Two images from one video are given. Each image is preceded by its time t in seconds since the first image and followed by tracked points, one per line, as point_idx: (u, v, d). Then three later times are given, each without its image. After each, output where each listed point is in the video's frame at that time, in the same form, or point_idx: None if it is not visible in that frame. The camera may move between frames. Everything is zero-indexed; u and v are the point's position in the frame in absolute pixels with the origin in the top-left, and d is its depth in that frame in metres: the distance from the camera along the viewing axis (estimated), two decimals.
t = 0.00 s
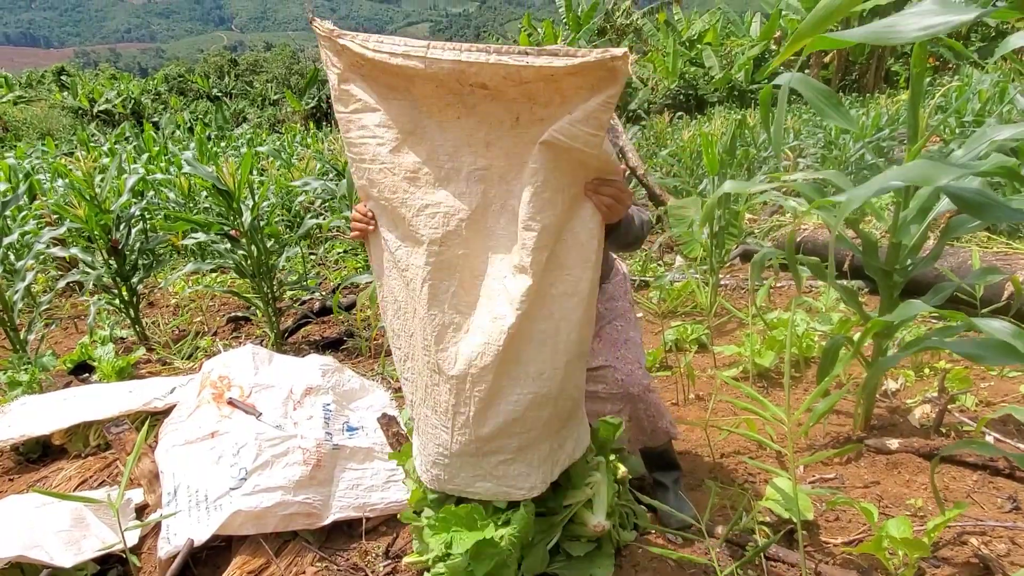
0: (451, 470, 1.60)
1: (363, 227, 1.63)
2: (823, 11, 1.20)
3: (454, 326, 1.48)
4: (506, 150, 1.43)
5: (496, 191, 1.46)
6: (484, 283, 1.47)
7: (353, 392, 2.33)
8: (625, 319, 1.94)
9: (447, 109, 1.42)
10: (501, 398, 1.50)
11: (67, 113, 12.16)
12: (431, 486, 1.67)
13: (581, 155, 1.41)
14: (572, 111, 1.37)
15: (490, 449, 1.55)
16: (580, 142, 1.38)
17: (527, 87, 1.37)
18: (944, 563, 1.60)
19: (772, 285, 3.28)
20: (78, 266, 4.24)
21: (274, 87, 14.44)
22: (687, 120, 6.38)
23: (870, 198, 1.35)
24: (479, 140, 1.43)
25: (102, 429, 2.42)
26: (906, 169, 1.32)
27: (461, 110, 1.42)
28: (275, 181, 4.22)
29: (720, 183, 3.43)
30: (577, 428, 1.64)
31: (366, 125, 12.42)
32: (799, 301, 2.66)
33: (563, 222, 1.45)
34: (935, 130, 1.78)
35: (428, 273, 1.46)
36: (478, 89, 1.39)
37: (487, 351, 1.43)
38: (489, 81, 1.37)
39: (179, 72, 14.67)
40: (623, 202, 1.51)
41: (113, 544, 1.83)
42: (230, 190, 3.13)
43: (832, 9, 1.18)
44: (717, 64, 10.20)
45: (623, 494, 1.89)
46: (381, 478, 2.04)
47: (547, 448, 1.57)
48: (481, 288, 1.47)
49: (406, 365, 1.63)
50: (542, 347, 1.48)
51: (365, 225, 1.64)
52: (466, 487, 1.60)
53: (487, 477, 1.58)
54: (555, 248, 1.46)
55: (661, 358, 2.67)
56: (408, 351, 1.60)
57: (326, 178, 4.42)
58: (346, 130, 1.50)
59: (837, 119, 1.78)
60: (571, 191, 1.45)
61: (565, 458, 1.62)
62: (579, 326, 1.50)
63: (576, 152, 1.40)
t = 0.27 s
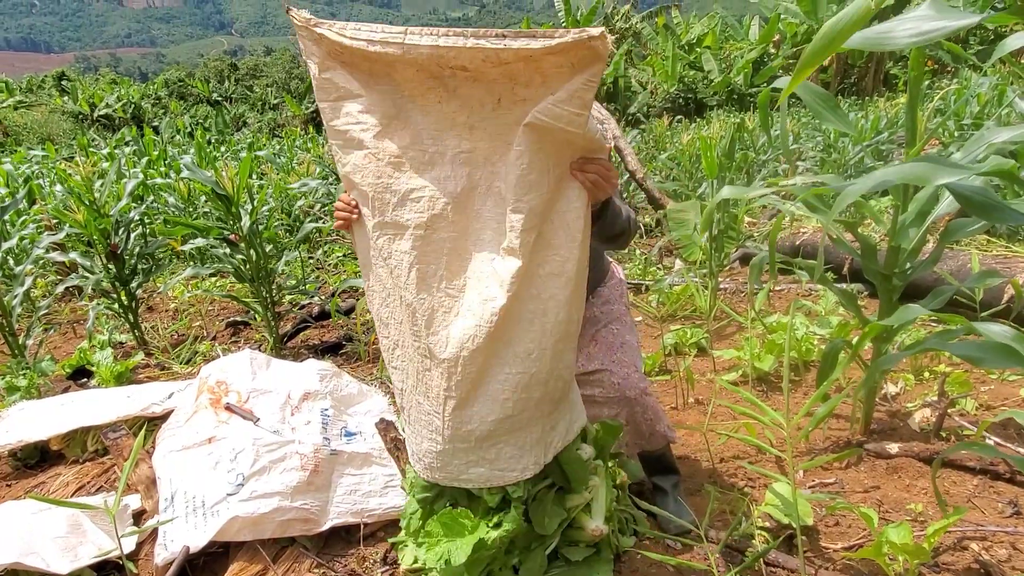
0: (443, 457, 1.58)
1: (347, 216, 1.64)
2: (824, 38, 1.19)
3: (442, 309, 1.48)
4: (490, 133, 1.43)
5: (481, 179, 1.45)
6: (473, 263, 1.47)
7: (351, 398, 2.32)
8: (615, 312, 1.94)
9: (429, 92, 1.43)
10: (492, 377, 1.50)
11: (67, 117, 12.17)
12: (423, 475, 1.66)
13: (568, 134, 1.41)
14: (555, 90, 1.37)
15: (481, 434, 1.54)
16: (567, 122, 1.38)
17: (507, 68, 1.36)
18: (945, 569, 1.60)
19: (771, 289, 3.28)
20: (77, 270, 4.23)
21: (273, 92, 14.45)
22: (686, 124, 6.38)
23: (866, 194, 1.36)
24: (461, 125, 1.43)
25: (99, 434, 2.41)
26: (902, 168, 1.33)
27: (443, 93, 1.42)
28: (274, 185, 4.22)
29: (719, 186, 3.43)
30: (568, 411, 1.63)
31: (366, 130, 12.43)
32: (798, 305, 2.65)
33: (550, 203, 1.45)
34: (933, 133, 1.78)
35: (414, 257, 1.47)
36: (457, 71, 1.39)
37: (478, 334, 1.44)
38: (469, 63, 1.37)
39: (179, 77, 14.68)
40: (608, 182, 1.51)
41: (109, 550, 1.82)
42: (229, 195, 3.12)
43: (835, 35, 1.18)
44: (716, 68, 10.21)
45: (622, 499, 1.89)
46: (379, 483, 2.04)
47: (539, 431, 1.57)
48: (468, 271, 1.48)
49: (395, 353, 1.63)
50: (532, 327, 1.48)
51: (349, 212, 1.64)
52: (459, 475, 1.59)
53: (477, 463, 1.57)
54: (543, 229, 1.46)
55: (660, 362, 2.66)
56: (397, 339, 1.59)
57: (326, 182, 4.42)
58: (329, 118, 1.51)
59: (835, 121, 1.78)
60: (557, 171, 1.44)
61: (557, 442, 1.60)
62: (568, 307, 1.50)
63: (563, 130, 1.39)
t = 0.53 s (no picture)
0: (436, 435, 1.62)
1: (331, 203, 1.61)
2: (819, 22, 1.20)
3: (431, 290, 1.52)
4: (476, 116, 1.46)
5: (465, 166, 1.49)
6: (461, 245, 1.50)
7: (351, 402, 2.31)
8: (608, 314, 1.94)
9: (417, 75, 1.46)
10: (479, 358, 1.53)
11: (67, 121, 12.17)
12: (415, 456, 1.69)
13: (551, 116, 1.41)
14: (539, 68, 1.38)
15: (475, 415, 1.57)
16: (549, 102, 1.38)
17: (492, 46, 1.39)
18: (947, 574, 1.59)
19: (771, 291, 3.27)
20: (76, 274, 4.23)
21: (273, 95, 14.47)
22: (686, 127, 6.39)
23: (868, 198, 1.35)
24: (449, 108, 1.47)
25: (98, 439, 2.41)
26: (903, 172, 1.32)
27: (433, 81, 1.47)
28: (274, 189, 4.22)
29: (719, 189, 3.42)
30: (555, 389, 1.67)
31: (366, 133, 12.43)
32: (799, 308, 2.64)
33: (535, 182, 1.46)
34: (933, 137, 1.77)
35: (403, 239, 1.52)
36: (444, 51, 1.42)
37: (466, 315, 1.46)
38: (454, 42, 1.40)
39: (179, 80, 14.70)
40: (596, 162, 1.50)
41: (107, 556, 1.81)
42: (229, 199, 3.12)
43: (831, 17, 1.18)
44: (715, 70, 10.22)
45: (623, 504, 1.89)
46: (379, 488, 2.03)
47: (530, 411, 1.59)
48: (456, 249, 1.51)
49: (384, 337, 1.64)
50: (518, 309, 1.50)
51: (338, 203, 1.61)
52: (451, 455, 1.62)
53: (470, 444, 1.60)
54: (528, 212, 1.46)
55: (660, 366, 2.66)
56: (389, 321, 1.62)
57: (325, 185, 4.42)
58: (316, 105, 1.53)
59: (835, 123, 1.77)
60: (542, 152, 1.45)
61: (546, 420, 1.66)
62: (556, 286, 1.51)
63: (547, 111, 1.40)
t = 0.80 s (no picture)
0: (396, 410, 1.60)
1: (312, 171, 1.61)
2: (820, 29, 1.20)
3: (396, 268, 1.48)
4: (453, 96, 1.43)
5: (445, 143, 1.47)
6: (428, 225, 1.46)
7: (351, 402, 2.30)
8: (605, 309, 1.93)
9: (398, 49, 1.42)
10: (439, 339, 1.50)
11: (67, 123, 12.17)
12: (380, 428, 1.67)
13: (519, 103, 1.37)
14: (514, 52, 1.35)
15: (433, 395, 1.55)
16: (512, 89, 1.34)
17: (471, 27, 1.36)
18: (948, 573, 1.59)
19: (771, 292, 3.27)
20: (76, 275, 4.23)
21: (273, 97, 14.48)
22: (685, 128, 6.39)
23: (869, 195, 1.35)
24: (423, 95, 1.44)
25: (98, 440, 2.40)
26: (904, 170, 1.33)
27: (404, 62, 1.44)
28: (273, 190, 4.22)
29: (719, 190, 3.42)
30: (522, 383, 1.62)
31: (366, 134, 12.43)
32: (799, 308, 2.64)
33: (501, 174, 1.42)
34: (933, 137, 1.77)
35: (370, 215, 1.48)
36: (425, 29, 1.38)
37: (426, 295, 1.43)
38: (433, 20, 1.36)
39: (178, 82, 14.71)
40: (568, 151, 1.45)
41: (107, 558, 1.81)
42: (229, 200, 3.11)
43: (832, 25, 1.18)
44: (714, 71, 10.23)
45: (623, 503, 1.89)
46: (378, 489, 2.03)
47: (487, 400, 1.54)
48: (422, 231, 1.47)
49: (359, 304, 1.64)
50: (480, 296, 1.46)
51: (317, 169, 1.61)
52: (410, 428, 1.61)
53: (426, 417, 1.59)
54: (497, 195, 1.42)
55: (660, 366, 2.66)
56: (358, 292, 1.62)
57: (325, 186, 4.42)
58: (297, 73, 1.49)
59: (835, 124, 1.77)
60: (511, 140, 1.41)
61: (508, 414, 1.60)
62: (518, 278, 1.46)
63: (512, 100, 1.35)
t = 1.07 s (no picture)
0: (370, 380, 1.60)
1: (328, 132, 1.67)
2: (818, 16, 1.20)
3: (396, 247, 1.49)
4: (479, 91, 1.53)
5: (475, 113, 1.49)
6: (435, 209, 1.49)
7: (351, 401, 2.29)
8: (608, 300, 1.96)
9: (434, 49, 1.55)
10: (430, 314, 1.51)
11: (66, 124, 12.15)
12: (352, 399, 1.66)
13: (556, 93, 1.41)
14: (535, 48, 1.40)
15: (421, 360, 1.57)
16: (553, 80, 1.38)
17: (504, 23, 1.52)
18: (948, 571, 1.59)
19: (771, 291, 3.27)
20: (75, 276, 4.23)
21: (272, 98, 14.48)
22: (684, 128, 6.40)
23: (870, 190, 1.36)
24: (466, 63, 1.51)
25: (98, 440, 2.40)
26: (905, 166, 1.33)
27: (444, 55, 1.55)
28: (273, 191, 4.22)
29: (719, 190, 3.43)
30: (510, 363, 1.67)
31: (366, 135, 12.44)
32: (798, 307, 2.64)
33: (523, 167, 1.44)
34: (932, 136, 1.77)
35: (380, 191, 1.49)
36: (461, 27, 1.53)
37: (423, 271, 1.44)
38: (471, 16, 1.52)
39: (177, 83, 14.70)
40: (587, 152, 1.50)
41: (107, 558, 1.81)
42: (228, 200, 3.11)
43: (830, 12, 1.18)
44: (713, 72, 10.24)
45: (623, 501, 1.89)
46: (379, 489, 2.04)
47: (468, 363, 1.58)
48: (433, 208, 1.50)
49: (340, 276, 1.62)
50: (480, 275, 1.49)
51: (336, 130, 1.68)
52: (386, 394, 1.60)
53: (405, 380, 1.59)
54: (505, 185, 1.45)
55: (660, 366, 2.66)
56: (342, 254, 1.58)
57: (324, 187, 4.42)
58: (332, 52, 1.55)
59: (836, 124, 1.77)
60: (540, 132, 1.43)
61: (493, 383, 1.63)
62: (518, 270, 1.51)
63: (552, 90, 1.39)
